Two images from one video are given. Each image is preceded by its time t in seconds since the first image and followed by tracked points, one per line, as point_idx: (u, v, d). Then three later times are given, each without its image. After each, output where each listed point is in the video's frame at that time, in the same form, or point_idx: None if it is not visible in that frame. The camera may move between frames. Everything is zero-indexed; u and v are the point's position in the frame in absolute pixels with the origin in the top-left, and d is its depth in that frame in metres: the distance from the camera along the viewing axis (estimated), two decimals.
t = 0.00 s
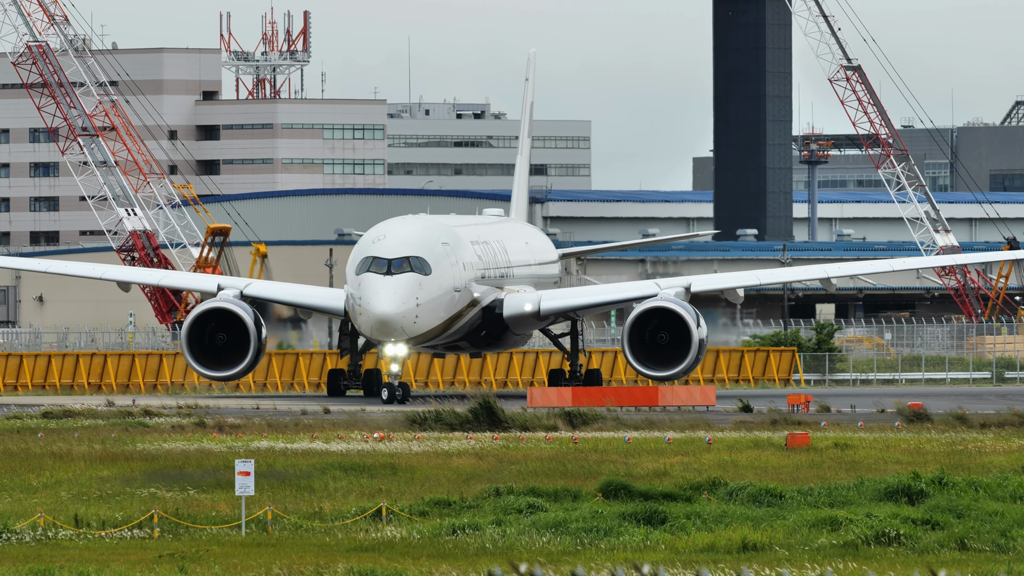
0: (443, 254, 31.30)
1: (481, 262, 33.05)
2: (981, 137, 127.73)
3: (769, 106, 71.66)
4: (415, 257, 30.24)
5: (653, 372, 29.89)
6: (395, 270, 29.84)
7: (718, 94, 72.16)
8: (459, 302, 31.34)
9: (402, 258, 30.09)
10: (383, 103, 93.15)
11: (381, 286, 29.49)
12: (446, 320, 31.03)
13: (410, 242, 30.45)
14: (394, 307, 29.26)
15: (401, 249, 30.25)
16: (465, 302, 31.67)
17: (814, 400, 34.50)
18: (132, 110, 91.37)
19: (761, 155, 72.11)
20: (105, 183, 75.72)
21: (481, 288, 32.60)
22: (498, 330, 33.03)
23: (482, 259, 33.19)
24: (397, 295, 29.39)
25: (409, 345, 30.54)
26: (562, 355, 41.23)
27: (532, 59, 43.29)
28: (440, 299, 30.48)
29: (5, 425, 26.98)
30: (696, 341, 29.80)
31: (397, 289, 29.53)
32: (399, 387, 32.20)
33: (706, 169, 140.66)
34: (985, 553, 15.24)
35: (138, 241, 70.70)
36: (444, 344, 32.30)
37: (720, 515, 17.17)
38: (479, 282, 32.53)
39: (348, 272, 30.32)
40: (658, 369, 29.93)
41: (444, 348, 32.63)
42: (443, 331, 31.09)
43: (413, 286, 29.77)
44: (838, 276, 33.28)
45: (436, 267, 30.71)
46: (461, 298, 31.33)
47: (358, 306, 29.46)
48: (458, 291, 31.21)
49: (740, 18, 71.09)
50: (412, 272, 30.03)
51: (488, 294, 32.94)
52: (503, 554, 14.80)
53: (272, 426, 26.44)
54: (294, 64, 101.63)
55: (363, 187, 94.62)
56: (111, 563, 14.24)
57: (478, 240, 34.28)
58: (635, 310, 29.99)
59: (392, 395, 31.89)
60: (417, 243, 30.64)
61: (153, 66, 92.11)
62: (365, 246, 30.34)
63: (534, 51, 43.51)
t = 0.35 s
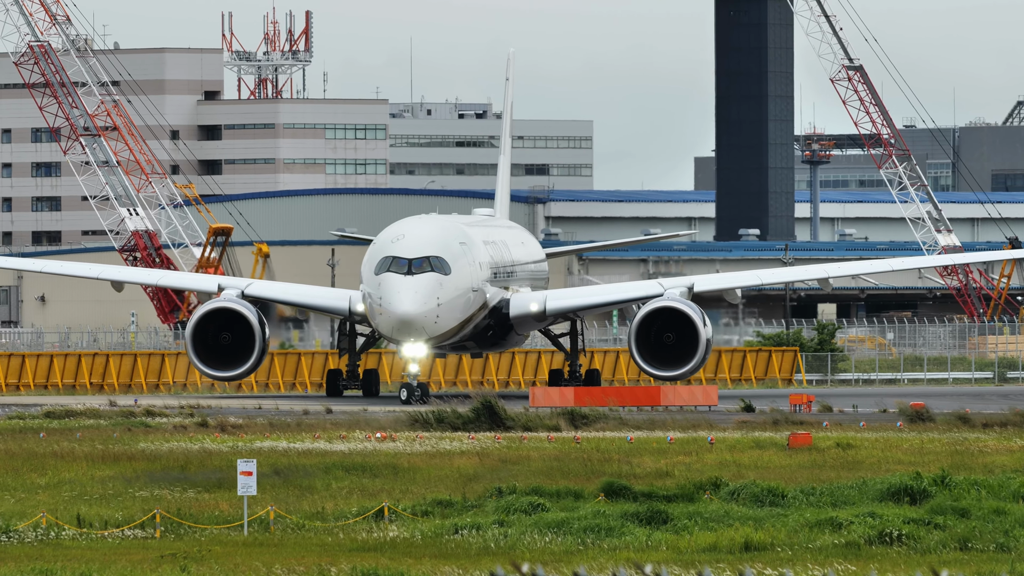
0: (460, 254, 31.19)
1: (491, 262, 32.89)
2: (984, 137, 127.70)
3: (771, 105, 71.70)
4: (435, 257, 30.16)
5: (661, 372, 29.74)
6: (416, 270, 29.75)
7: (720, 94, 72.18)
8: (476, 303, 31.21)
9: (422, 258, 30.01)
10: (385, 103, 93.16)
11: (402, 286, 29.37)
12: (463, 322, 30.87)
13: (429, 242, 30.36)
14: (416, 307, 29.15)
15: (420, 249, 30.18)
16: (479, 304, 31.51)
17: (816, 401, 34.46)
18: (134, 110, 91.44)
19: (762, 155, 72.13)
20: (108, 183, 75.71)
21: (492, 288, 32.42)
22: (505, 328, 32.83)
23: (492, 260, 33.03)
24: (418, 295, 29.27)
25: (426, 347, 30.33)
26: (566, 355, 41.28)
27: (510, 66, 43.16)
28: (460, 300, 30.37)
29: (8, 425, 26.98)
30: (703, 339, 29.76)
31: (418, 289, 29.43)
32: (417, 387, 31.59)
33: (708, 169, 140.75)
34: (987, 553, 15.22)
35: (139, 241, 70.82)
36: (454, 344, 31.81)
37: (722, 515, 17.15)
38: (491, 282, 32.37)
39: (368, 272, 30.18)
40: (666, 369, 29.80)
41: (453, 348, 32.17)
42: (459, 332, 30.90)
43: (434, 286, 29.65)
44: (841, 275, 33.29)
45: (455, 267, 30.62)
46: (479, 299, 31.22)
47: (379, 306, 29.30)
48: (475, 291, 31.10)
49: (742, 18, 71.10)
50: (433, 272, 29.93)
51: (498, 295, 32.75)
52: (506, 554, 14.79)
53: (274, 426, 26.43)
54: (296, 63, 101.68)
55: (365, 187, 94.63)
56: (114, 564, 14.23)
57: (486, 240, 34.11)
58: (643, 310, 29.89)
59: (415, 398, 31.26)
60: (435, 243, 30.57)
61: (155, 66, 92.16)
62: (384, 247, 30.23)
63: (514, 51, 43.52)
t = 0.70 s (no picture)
0: (480, 254, 30.67)
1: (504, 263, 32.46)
2: (986, 137, 127.75)
3: (773, 105, 71.79)
4: (456, 257, 29.61)
5: (667, 373, 29.61)
6: (438, 270, 29.19)
7: (722, 94, 72.20)
8: (495, 304, 30.68)
9: (444, 258, 29.46)
10: (387, 103, 93.19)
11: (425, 286, 28.80)
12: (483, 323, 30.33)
13: (450, 242, 29.81)
14: (440, 307, 28.58)
15: (441, 249, 29.61)
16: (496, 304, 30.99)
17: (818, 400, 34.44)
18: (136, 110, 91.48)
19: (764, 155, 72.19)
20: (109, 183, 75.70)
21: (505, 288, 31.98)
22: (511, 329, 32.49)
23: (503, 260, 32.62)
24: (442, 295, 28.71)
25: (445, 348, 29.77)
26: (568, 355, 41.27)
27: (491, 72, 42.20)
28: (481, 300, 29.84)
29: (10, 425, 26.97)
30: (712, 341, 29.70)
31: (441, 289, 28.87)
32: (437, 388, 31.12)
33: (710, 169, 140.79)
34: (989, 553, 15.20)
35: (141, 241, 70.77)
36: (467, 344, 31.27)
37: (725, 516, 17.13)
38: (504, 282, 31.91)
39: (388, 272, 29.56)
40: (672, 370, 29.70)
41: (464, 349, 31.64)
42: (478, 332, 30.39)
43: (456, 286, 29.07)
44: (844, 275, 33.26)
45: (477, 267, 30.08)
46: (498, 300, 30.70)
47: (402, 306, 28.72)
48: (495, 292, 30.56)
49: (744, 18, 71.19)
50: (455, 271, 29.38)
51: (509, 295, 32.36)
52: (507, 554, 14.79)
53: (276, 425, 26.43)
54: (298, 63, 101.76)
55: (367, 187, 94.65)
56: (116, 564, 14.23)
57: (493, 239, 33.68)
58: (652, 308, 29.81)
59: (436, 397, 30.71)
60: (456, 243, 30.02)
61: (157, 66, 92.21)
62: (404, 247, 29.65)
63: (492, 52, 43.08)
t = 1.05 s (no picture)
0: (501, 255, 30.51)
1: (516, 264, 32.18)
2: (988, 138, 127.82)
3: (775, 105, 71.72)
4: (479, 257, 29.47)
5: (674, 373, 29.56)
6: (460, 270, 29.05)
7: (724, 94, 72.16)
8: (514, 305, 30.48)
9: (466, 258, 29.30)
10: (389, 103, 93.21)
11: (449, 286, 28.63)
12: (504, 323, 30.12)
13: (472, 243, 29.68)
14: (463, 307, 28.42)
15: (463, 249, 29.49)
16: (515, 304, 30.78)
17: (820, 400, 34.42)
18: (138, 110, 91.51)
19: (766, 155, 72.15)
20: (111, 183, 75.68)
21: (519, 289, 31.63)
22: (516, 330, 31.99)
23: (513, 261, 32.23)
24: (465, 295, 28.54)
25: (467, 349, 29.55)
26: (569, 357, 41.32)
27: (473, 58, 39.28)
28: (503, 301, 29.65)
29: (12, 424, 26.97)
30: (721, 342, 29.70)
31: (465, 290, 28.71)
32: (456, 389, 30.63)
33: (712, 170, 140.87)
34: (991, 553, 15.19)
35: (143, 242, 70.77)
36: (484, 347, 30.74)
37: (726, 515, 17.11)
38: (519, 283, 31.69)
39: (410, 273, 29.47)
40: (680, 370, 29.67)
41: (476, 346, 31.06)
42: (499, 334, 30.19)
43: (479, 285, 28.90)
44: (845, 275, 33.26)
45: (499, 268, 29.93)
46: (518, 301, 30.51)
47: (425, 306, 28.56)
48: (515, 293, 30.39)
49: (746, 18, 71.19)
50: (477, 272, 29.23)
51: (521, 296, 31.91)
52: (509, 554, 14.78)
53: (278, 425, 26.43)
54: (300, 63, 101.77)
55: (368, 186, 94.68)
56: (118, 563, 14.22)
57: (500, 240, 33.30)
58: (661, 309, 29.75)
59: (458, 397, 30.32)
60: (477, 245, 29.87)
61: (159, 66, 92.21)
62: (425, 248, 29.55)
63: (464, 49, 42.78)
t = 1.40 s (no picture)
0: (523, 254, 30.35)
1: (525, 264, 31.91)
2: (989, 137, 127.86)
3: (777, 105, 71.66)
4: (502, 257, 29.31)
5: (680, 372, 29.65)
6: (484, 270, 28.89)
7: (725, 94, 72.14)
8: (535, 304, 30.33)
9: (490, 258, 29.14)
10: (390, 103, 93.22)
11: (473, 286, 28.48)
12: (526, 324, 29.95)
13: (496, 243, 29.52)
14: (488, 307, 28.22)
15: (486, 249, 29.32)
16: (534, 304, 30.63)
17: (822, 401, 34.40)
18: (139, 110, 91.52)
19: (767, 155, 72.11)
20: (113, 182, 75.65)
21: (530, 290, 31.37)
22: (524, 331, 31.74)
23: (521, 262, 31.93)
24: (490, 294, 28.35)
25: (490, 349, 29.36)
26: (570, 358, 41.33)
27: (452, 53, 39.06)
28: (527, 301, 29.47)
29: (14, 424, 26.98)
30: (728, 343, 29.70)
31: (490, 289, 28.53)
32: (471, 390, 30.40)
33: (713, 170, 140.93)
34: (993, 553, 15.19)
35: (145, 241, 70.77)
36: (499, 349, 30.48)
37: (728, 516, 17.11)
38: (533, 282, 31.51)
39: (433, 273, 29.41)
40: (687, 371, 29.69)
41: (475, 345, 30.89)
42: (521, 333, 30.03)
43: (504, 284, 28.70)
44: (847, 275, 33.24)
45: (522, 267, 29.76)
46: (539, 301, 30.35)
47: (450, 306, 28.41)
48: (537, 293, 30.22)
49: (747, 18, 71.18)
50: (502, 271, 29.06)
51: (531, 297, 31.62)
52: (511, 554, 14.77)
53: (279, 425, 26.42)
54: (302, 63, 101.79)
55: (370, 186, 94.69)
56: (119, 564, 14.22)
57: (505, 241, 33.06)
58: (670, 309, 29.72)
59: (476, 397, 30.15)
60: (500, 244, 29.71)
61: (160, 66, 92.22)
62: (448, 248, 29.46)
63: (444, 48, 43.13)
